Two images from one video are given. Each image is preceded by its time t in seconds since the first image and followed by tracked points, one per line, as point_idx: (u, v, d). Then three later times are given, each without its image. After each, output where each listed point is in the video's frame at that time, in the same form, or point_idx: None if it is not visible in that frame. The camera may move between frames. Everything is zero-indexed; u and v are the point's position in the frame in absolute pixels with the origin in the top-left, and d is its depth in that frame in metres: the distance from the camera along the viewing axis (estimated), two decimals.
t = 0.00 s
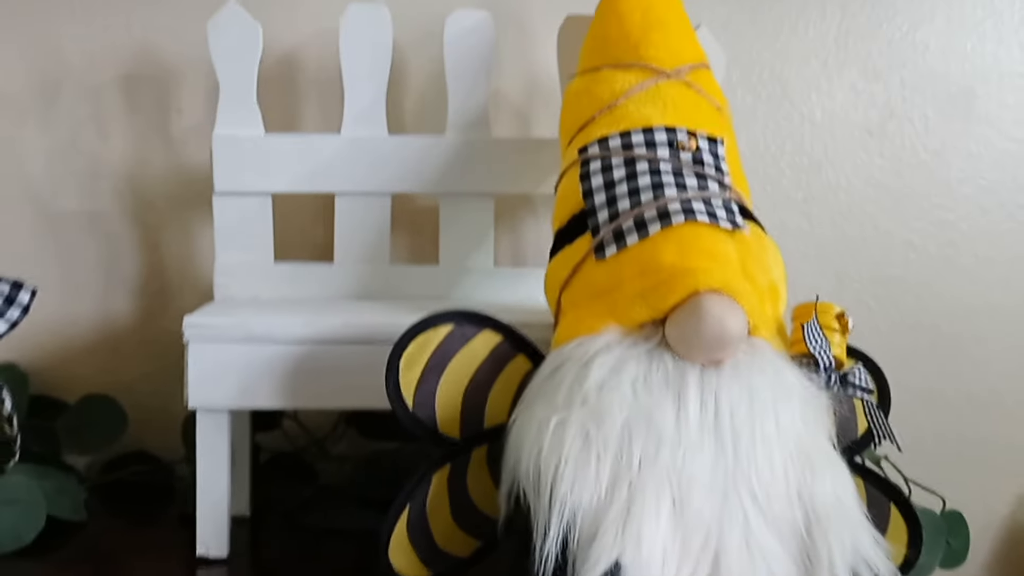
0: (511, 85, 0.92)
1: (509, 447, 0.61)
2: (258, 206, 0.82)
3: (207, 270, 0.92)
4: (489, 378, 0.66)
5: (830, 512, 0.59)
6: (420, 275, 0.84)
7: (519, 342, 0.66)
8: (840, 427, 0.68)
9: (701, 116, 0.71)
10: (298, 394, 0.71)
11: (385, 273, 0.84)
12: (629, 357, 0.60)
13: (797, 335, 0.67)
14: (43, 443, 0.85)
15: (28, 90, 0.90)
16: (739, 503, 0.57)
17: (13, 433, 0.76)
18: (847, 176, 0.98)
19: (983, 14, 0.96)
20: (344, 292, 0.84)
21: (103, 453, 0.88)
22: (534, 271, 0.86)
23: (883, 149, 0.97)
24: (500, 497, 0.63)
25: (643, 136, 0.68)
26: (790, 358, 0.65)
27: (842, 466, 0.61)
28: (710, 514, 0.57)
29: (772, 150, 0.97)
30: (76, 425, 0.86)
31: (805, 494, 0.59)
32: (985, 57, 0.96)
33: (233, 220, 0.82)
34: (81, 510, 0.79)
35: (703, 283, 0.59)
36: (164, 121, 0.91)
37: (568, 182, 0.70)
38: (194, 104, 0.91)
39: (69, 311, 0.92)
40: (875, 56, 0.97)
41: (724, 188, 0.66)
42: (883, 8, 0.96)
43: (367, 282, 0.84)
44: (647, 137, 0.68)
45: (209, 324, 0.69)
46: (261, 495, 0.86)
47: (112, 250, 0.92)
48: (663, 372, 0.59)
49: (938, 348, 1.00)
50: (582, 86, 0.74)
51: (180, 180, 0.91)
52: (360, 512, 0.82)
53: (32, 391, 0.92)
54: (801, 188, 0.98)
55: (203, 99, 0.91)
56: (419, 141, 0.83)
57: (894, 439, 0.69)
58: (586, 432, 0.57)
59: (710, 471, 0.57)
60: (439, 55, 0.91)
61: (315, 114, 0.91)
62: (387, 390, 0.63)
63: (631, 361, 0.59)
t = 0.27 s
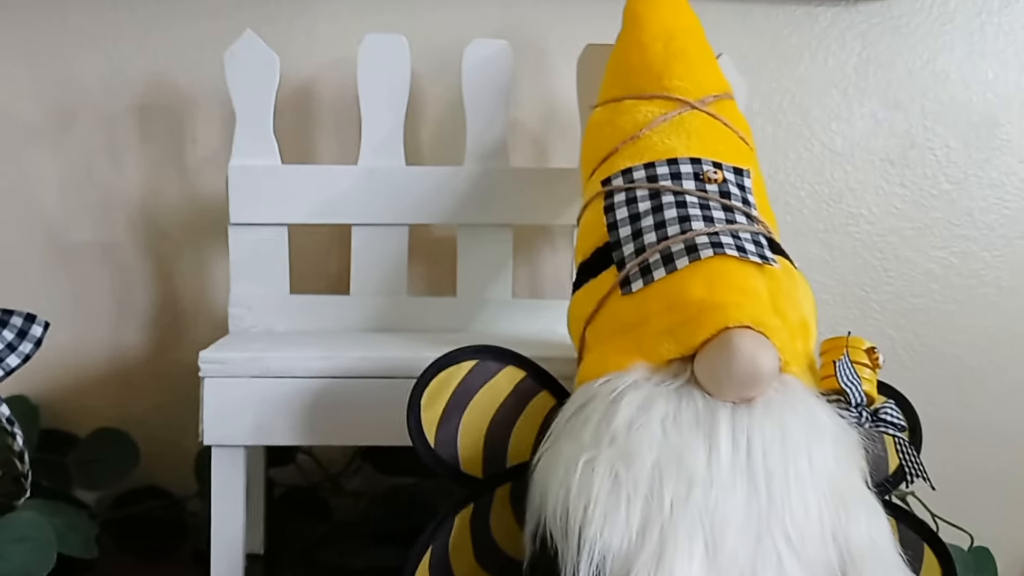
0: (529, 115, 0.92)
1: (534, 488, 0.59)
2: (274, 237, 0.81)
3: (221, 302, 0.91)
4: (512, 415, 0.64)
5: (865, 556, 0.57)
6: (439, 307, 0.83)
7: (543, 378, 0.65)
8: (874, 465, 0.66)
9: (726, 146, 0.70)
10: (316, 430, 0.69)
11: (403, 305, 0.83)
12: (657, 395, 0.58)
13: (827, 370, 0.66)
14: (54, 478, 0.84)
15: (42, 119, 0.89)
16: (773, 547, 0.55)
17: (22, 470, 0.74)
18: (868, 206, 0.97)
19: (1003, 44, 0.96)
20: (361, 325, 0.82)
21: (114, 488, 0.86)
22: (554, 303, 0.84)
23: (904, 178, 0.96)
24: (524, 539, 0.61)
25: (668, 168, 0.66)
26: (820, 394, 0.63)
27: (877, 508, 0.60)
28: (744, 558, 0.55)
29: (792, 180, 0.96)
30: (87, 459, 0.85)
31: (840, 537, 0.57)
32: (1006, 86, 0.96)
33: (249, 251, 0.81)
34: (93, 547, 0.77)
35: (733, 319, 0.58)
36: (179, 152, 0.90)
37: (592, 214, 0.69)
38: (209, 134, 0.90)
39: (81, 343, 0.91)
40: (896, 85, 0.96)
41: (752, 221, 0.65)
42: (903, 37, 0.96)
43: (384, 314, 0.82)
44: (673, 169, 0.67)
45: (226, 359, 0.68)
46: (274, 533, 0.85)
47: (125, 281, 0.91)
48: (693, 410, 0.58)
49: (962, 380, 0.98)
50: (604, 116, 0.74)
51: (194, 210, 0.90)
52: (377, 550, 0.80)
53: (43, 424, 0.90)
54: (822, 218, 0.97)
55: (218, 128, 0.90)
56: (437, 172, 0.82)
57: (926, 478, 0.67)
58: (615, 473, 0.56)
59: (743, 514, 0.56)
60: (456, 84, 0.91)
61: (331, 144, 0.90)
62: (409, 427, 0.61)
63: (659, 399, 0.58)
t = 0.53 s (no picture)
0: (549, 134, 0.91)
1: (561, 514, 0.58)
2: (294, 256, 0.80)
3: (238, 321, 0.91)
4: (536, 440, 0.63)
5: None
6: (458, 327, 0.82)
7: (568, 402, 0.64)
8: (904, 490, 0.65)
9: (753, 167, 0.69)
10: (336, 453, 0.68)
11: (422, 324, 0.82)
12: (686, 421, 0.57)
13: (858, 394, 0.65)
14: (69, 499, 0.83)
15: (60, 137, 0.89)
16: None
17: (41, 491, 0.73)
18: (891, 225, 0.96)
19: None
20: (380, 345, 0.82)
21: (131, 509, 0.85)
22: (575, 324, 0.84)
23: (928, 198, 0.96)
24: (550, 566, 0.60)
25: (695, 189, 0.66)
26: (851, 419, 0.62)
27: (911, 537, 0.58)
28: None
29: (814, 199, 0.95)
30: (103, 479, 0.84)
31: (874, 567, 0.56)
32: None
33: (268, 271, 0.80)
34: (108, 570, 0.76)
35: (763, 342, 0.57)
36: (198, 170, 0.90)
37: (617, 235, 0.68)
38: (228, 152, 0.90)
39: (97, 362, 0.90)
40: (918, 104, 0.95)
41: (780, 242, 0.65)
42: (925, 56, 0.95)
43: (404, 334, 0.82)
44: (699, 189, 0.66)
45: (247, 381, 0.67)
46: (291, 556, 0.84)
47: (142, 299, 0.90)
48: (723, 436, 0.57)
49: (987, 402, 0.97)
50: (629, 136, 0.73)
51: (212, 229, 0.90)
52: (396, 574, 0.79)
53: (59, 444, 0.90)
54: (844, 237, 0.96)
55: (237, 147, 0.90)
56: (458, 191, 0.81)
57: (957, 504, 0.66)
58: (644, 501, 0.55)
59: (775, 543, 0.54)
60: (476, 103, 0.90)
61: (350, 162, 0.90)
62: (432, 453, 0.61)
63: (688, 424, 0.57)
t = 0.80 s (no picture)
0: (566, 139, 0.89)
1: (584, 529, 0.56)
2: (306, 263, 0.79)
3: (250, 329, 0.89)
4: (556, 452, 0.61)
5: None
6: (474, 335, 0.80)
7: (589, 413, 0.62)
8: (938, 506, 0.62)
9: (778, 170, 0.67)
10: (351, 465, 0.67)
11: (437, 333, 0.80)
12: (714, 432, 0.55)
13: (889, 404, 0.63)
14: (78, 511, 0.81)
15: (70, 144, 0.88)
16: None
17: (49, 504, 0.72)
18: (915, 231, 0.94)
19: None
20: (395, 354, 0.80)
21: (139, 521, 0.84)
22: (593, 333, 0.82)
23: (953, 203, 0.94)
24: None
25: (719, 193, 0.64)
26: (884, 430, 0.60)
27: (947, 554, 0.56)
28: None
29: (836, 204, 0.93)
30: (112, 491, 0.82)
31: None
32: None
33: (281, 278, 0.79)
34: None
35: (793, 351, 0.55)
36: (209, 176, 0.88)
37: (639, 241, 0.67)
38: (239, 158, 0.88)
39: (107, 371, 0.89)
40: (943, 107, 0.93)
41: (808, 248, 0.63)
42: (949, 58, 0.93)
43: (418, 342, 0.80)
44: (724, 194, 0.64)
45: (259, 391, 0.65)
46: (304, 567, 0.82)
47: (152, 307, 0.89)
48: (752, 448, 0.55)
49: (1014, 411, 0.95)
50: (649, 139, 0.71)
51: (224, 237, 0.89)
52: None
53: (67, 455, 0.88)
54: (868, 243, 0.94)
55: (249, 152, 0.88)
56: (474, 196, 0.79)
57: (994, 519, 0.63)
58: (671, 516, 0.53)
59: (809, 561, 0.52)
60: (492, 107, 0.89)
61: (363, 168, 0.88)
62: (450, 465, 0.59)
63: (716, 436, 0.55)
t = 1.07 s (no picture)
0: (587, 128, 0.87)
1: (616, 533, 0.54)
2: (321, 257, 0.76)
3: (263, 326, 0.87)
4: (585, 452, 0.59)
5: None
6: (495, 331, 0.78)
7: (619, 411, 0.60)
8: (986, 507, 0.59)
9: (814, 157, 0.64)
10: (370, 466, 0.64)
11: (457, 329, 0.77)
12: (753, 430, 0.53)
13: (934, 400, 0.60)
14: (88, 514, 0.79)
15: (77, 137, 0.85)
16: None
17: (57, 507, 0.69)
18: (948, 222, 0.91)
19: None
20: (413, 350, 0.77)
21: (151, 524, 0.82)
22: (618, 327, 0.79)
23: (987, 193, 0.91)
24: None
25: (754, 181, 0.61)
26: (930, 428, 0.57)
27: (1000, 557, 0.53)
28: None
29: (866, 195, 0.91)
30: (123, 493, 0.80)
31: None
32: None
33: (295, 272, 0.76)
34: None
35: (836, 345, 0.52)
36: (220, 168, 0.86)
37: (669, 232, 0.64)
38: (251, 149, 0.86)
39: (116, 370, 0.87)
40: (976, 93, 0.90)
41: (848, 237, 0.60)
42: (983, 43, 0.90)
43: (437, 338, 0.77)
44: (759, 181, 0.61)
45: (274, 390, 0.63)
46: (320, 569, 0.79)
47: (163, 304, 0.86)
48: (794, 448, 0.52)
49: None
50: (678, 126, 0.69)
51: (235, 231, 0.86)
52: None
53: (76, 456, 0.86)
54: (899, 235, 0.91)
55: (260, 144, 0.86)
56: (494, 187, 0.77)
57: None
58: (711, 518, 0.50)
59: (857, 566, 0.49)
60: (510, 95, 0.86)
61: (378, 159, 0.86)
62: (475, 466, 0.56)
63: (756, 435, 0.52)
